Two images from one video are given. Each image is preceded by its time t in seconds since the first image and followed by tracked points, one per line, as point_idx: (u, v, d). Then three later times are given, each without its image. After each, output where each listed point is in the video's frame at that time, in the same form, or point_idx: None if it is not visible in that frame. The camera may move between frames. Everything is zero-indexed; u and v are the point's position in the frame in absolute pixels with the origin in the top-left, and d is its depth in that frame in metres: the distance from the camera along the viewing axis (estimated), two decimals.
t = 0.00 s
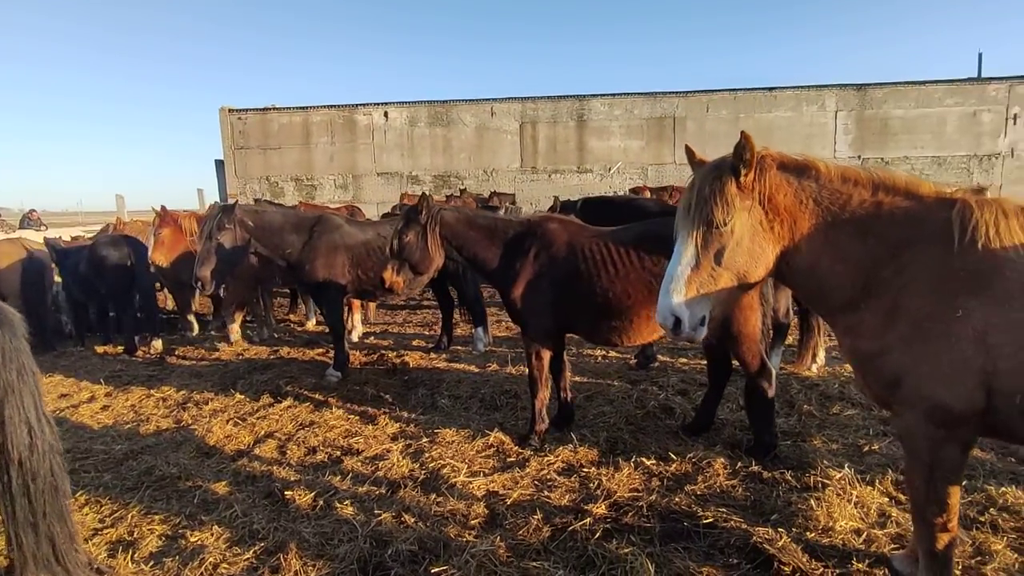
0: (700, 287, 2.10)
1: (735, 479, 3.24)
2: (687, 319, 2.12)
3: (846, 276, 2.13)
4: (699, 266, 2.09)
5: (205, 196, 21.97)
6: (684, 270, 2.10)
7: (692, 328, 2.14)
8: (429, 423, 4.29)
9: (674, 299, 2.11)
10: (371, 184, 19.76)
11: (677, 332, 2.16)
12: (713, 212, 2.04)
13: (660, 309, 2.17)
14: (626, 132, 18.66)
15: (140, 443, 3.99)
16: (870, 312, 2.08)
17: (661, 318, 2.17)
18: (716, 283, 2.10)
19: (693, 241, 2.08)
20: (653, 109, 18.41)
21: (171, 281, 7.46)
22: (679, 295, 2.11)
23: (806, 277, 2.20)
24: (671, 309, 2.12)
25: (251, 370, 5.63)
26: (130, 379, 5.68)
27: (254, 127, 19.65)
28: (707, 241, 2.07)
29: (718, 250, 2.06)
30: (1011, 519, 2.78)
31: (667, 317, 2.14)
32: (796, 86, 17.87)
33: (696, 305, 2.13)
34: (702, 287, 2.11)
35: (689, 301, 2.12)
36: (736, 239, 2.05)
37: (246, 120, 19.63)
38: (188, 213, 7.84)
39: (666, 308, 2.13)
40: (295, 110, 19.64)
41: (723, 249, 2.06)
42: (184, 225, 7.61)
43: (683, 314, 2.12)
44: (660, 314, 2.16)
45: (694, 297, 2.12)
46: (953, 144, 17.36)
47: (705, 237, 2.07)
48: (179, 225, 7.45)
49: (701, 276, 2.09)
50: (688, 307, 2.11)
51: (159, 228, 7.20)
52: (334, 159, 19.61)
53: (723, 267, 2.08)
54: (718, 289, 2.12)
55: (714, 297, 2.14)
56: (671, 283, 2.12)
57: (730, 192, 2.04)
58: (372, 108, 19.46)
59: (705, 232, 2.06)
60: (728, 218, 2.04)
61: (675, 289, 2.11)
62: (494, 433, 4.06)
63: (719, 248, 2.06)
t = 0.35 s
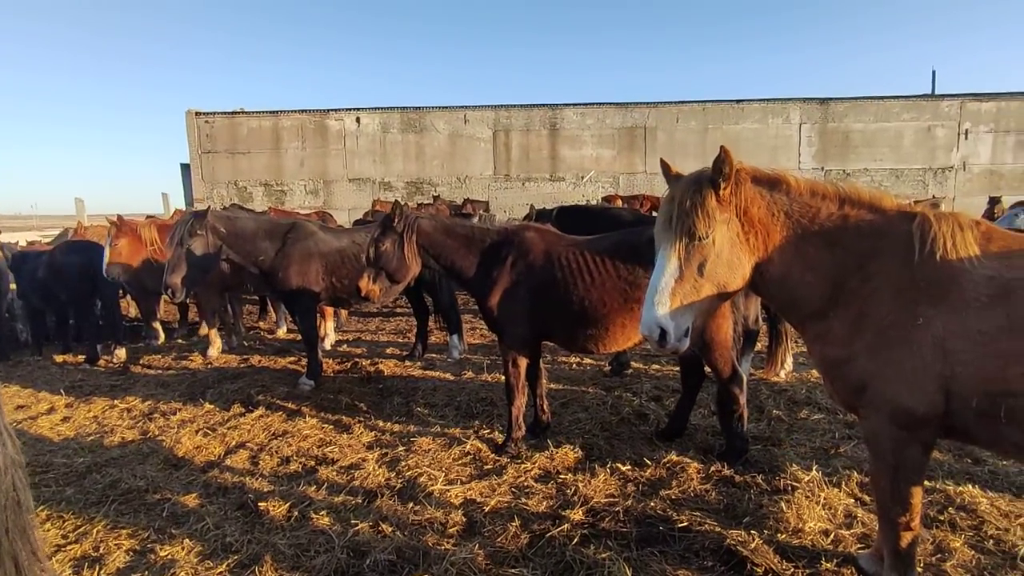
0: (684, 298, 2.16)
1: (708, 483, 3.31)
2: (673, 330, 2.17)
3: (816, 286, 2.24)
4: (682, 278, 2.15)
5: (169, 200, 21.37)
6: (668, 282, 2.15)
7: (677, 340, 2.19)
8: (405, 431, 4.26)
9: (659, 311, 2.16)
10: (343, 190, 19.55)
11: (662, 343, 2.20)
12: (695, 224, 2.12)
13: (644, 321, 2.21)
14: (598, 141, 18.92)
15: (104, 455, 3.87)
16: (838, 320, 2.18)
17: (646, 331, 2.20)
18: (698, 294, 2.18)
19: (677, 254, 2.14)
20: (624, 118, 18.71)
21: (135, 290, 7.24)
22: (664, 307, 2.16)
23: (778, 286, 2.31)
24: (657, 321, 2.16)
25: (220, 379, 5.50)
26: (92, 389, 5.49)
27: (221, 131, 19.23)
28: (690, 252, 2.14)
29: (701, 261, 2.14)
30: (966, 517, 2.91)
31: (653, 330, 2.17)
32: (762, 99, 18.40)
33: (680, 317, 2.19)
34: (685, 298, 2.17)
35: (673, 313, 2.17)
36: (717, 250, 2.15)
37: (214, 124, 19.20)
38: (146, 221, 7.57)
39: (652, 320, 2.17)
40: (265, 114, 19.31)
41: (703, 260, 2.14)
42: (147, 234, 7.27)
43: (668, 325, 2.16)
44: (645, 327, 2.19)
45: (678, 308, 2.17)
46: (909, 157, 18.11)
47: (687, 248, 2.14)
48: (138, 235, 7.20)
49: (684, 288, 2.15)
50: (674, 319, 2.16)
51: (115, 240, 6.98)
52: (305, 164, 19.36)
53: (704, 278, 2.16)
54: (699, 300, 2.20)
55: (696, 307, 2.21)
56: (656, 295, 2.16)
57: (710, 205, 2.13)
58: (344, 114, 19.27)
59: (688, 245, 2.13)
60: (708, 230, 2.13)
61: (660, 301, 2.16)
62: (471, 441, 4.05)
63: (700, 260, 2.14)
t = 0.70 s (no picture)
0: (676, 311, 2.23)
1: (691, 491, 3.35)
2: (669, 344, 2.23)
3: (794, 297, 2.31)
4: (674, 292, 2.21)
5: (157, 209, 21.23)
6: (662, 297, 2.20)
7: (672, 354, 2.25)
8: (392, 441, 4.27)
9: (655, 326, 2.20)
10: (333, 200, 19.56)
11: (658, 357, 2.24)
12: (684, 239, 2.19)
13: (639, 336, 2.24)
14: (588, 152, 19.09)
15: (88, 465, 3.84)
16: (815, 330, 2.25)
17: (641, 345, 2.23)
18: (688, 306, 2.25)
19: (669, 269, 2.20)
20: (614, 130, 18.91)
21: (122, 299, 7.17)
22: (658, 322, 2.21)
23: (757, 298, 2.38)
24: (652, 336, 2.21)
25: (207, 389, 5.48)
26: (77, 399, 5.44)
27: (212, 140, 19.19)
28: (680, 267, 2.21)
29: (691, 275, 2.21)
30: (941, 523, 2.97)
31: (649, 344, 2.22)
32: (749, 112, 18.68)
33: (674, 331, 2.24)
34: (677, 312, 2.23)
35: (666, 327, 2.23)
36: (704, 263, 2.22)
37: (204, 133, 19.15)
38: (131, 232, 7.58)
39: (648, 335, 2.21)
40: (256, 123, 19.30)
41: (692, 274, 2.21)
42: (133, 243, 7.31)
43: (664, 339, 2.22)
44: (642, 341, 2.22)
45: (670, 321, 2.23)
46: (893, 169, 18.43)
47: (678, 263, 2.20)
48: (122, 245, 7.22)
49: (676, 302, 2.21)
50: (668, 333, 2.22)
51: (99, 248, 6.99)
52: (296, 173, 19.35)
53: (693, 291, 2.23)
54: (689, 313, 2.27)
55: (686, 319, 2.28)
56: (651, 310, 2.21)
57: (697, 220, 2.20)
58: (335, 123, 19.31)
59: (678, 260, 2.20)
60: (696, 245, 2.20)
61: (655, 316, 2.21)
62: (458, 450, 4.07)
63: (689, 274, 2.21)
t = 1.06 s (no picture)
0: (658, 309, 2.28)
1: (667, 484, 3.43)
2: (653, 342, 2.27)
3: (760, 292, 2.38)
4: (655, 290, 2.26)
5: (140, 207, 20.99)
6: (645, 295, 2.24)
7: (656, 352, 2.29)
8: (374, 438, 4.30)
9: (639, 325, 2.24)
10: (319, 198, 19.46)
11: (642, 356, 2.27)
12: (664, 237, 2.25)
13: (624, 335, 2.26)
14: (574, 151, 19.18)
15: (66, 466, 3.83)
16: (779, 324, 2.32)
17: (627, 345, 2.25)
18: (669, 304, 2.31)
19: (651, 268, 2.24)
20: (600, 128, 19.00)
21: (103, 299, 7.11)
22: (642, 320, 2.24)
23: (726, 294, 2.45)
24: (637, 334, 2.23)
25: (189, 389, 5.46)
26: (57, 400, 5.41)
27: (195, 138, 18.99)
28: (660, 266, 2.26)
29: (671, 273, 2.27)
30: (906, 511, 3.07)
31: (636, 344, 2.24)
32: (734, 111, 18.85)
33: (657, 329, 2.29)
34: (659, 310, 2.28)
35: (650, 325, 2.27)
36: (682, 261, 2.29)
37: (187, 131, 18.94)
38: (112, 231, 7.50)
39: (633, 333, 2.24)
40: (239, 121, 19.12)
41: (671, 272, 2.27)
42: (114, 242, 7.20)
43: (649, 338, 2.25)
44: (628, 341, 2.24)
45: (653, 320, 2.27)
46: (874, 168, 18.73)
47: (658, 261, 2.26)
48: (103, 244, 7.12)
49: (658, 300, 2.26)
50: (652, 331, 2.26)
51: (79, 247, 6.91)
52: (281, 172, 19.22)
53: (673, 289, 2.29)
54: (669, 310, 2.32)
55: (666, 317, 2.33)
56: (635, 310, 2.23)
57: (673, 218, 2.26)
58: (320, 122, 19.19)
59: (658, 258, 2.25)
60: (674, 243, 2.26)
61: (639, 314, 2.23)
62: (439, 446, 4.12)
63: (669, 272, 2.27)
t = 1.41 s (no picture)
0: (645, 298, 2.28)
1: (645, 466, 3.51)
2: (643, 331, 2.26)
3: (730, 277, 2.44)
4: (642, 279, 2.26)
5: (121, 201, 20.69)
6: (633, 285, 2.23)
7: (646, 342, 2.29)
8: (359, 427, 4.35)
9: (629, 314, 2.22)
10: (304, 191, 19.32)
11: (633, 346, 2.26)
12: (647, 225, 2.28)
13: (614, 326, 2.23)
14: (560, 141, 19.18)
15: (50, 460, 3.84)
16: (748, 308, 2.38)
17: (618, 336, 2.22)
18: (652, 292, 2.33)
19: (636, 256, 2.25)
20: (586, 118, 18.99)
21: (86, 294, 7.06)
22: (632, 310, 2.23)
23: (698, 280, 2.51)
24: (628, 324, 2.22)
25: (174, 382, 5.47)
26: (40, 396, 5.39)
27: (177, 131, 18.73)
28: (645, 255, 2.27)
29: (654, 261, 2.30)
30: (874, 488, 3.18)
31: (627, 334, 2.22)
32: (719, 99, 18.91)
33: (645, 319, 2.29)
34: (645, 298, 2.29)
35: (639, 314, 2.26)
36: (662, 249, 2.33)
37: (169, 124, 18.67)
38: (94, 225, 7.42)
39: (624, 323, 2.22)
40: (222, 113, 18.86)
41: (653, 260, 2.30)
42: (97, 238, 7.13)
43: (638, 327, 2.24)
44: (619, 331, 2.22)
45: (642, 308, 2.27)
46: (857, 155, 18.94)
47: (642, 250, 2.27)
48: (87, 239, 7.06)
49: (645, 288, 2.27)
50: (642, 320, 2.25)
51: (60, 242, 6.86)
52: (265, 164, 19.04)
53: (655, 277, 2.32)
54: (652, 298, 2.34)
55: (651, 305, 2.34)
56: (625, 299, 2.22)
57: (653, 207, 2.30)
58: (304, 113, 18.98)
59: (642, 247, 2.27)
60: (655, 231, 2.29)
61: (629, 304, 2.22)
62: (423, 434, 4.17)
63: (652, 260, 2.30)
